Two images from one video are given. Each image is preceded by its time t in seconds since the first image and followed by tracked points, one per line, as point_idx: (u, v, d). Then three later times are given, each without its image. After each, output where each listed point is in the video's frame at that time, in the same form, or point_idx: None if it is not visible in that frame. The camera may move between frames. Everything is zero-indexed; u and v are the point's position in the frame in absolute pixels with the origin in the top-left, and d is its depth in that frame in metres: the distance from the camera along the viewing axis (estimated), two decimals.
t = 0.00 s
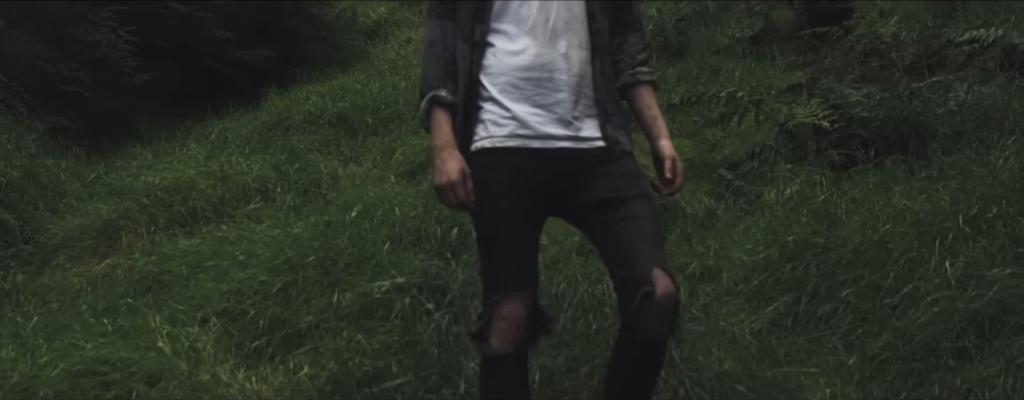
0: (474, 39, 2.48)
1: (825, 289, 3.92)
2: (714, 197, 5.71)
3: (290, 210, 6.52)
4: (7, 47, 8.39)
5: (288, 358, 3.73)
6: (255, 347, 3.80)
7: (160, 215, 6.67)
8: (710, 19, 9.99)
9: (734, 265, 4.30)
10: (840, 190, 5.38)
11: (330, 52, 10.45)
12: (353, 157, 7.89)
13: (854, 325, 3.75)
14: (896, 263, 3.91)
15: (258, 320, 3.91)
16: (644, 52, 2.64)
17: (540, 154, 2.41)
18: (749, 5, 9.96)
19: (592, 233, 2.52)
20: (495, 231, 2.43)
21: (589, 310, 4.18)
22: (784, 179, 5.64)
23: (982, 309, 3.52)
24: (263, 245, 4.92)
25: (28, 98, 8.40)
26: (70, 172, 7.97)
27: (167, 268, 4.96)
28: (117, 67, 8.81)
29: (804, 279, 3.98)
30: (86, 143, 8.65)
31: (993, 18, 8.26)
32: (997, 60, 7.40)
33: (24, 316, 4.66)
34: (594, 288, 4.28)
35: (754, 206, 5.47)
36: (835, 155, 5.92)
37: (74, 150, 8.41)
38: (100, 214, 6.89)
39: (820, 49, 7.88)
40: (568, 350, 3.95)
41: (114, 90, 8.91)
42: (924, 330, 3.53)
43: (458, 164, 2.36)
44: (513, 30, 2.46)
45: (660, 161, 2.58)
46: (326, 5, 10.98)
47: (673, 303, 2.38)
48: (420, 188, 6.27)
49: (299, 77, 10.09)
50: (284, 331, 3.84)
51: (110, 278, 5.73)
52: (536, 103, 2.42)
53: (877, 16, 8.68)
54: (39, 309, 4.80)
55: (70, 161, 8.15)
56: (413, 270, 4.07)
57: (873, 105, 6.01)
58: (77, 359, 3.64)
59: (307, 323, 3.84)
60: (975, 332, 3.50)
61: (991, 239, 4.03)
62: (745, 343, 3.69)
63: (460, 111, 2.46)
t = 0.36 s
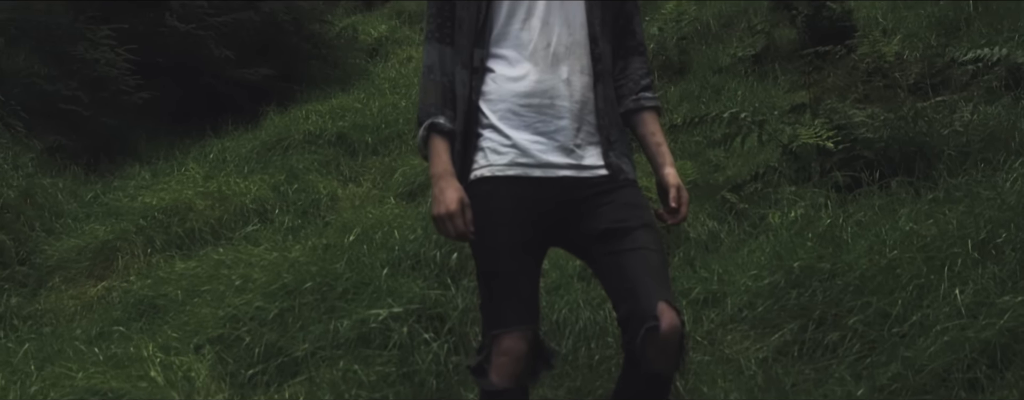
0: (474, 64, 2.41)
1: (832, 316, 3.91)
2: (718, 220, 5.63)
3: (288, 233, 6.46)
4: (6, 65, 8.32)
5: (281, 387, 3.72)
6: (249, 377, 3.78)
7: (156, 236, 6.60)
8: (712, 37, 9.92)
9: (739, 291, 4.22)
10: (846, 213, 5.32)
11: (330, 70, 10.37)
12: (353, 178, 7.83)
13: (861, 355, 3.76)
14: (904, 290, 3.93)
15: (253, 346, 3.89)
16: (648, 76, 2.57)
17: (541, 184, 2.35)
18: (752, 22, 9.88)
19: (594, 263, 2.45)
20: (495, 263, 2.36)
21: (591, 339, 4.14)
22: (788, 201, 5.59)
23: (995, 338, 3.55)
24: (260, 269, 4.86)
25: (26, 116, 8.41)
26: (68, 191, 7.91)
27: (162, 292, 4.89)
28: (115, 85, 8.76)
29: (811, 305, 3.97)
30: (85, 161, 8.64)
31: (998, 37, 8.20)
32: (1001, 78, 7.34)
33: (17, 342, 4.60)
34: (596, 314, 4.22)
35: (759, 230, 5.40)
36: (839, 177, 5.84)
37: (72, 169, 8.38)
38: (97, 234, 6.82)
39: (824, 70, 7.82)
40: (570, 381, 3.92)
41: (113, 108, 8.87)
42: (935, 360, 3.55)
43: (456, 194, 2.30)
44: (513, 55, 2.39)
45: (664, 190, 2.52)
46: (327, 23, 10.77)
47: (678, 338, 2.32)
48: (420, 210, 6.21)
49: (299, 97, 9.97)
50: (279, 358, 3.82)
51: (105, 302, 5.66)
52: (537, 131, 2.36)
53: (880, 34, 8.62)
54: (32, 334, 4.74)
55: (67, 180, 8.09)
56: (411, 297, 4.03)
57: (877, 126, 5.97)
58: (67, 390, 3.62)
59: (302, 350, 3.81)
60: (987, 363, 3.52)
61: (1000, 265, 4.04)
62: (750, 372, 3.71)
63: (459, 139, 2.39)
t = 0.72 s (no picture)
0: (472, 93, 2.34)
1: (838, 347, 3.93)
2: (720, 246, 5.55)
3: (286, 258, 6.38)
4: (5, 84, 8.08)
5: None
6: None
7: (153, 259, 6.53)
8: (713, 58, 9.85)
9: (743, 319, 4.19)
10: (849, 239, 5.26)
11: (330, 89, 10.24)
12: (352, 199, 7.76)
13: (869, 387, 3.79)
14: (912, 320, 3.94)
15: (248, 377, 3.98)
16: (651, 105, 2.50)
17: (542, 217, 2.28)
18: (753, 42, 9.80)
19: (597, 299, 2.38)
20: (494, 300, 2.29)
21: (592, 370, 4.10)
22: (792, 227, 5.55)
23: (1005, 371, 3.62)
24: (255, 295, 4.79)
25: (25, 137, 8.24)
26: (65, 212, 7.79)
27: (155, 318, 4.81)
28: (114, 105, 8.62)
29: (817, 335, 3.97)
30: (83, 182, 8.50)
31: (1001, 58, 8.14)
32: (1006, 101, 7.31)
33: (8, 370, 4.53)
34: (597, 343, 4.18)
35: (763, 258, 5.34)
36: (845, 200, 5.77)
37: (70, 190, 8.22)
38: (92, 257, 6.73)
39: (827, 92, 7.75)
40: None
41: (111, 128, 8.74)
42: (945, 393, 3.63)
43: (454, 228, 2.23)
44: (513, 84, 2.33)
45: (668, 223, 2.45)
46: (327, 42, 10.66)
47: (684, 376, 2.24)
48: (418, 234, 6.15)
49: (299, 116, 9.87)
50: (273, 387, 3.93)
51: (100, 327, 5.59)
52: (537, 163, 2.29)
53: (882, 55, 8.57)
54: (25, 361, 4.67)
55: (64, 201, 7.97)
56: (409, 326, 4.09)
57: (882, 149, 5.87)
58: None
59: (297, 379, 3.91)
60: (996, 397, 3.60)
61: (1009, 293, 4.03)
62: None
63: (457, 171, 2.33)
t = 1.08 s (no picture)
0: (470, 127, 2.28)
1: (843, 381, 3.92)
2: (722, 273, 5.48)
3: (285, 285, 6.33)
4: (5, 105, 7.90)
5: None
6: None
7: (149, 284, 6.45)
8: (715, 80, 9.79)
9: (747, 350, 4.14)
10: (853, 268, 5.23)
11: (329, 112, 10.19)
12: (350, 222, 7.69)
13: None
14: (920, 354, 3.92)
15: None
16: (654, 138, 2.44)
17: (542, 254, 2.22)
18: (755, 65, 9.73)
19: (598, 339, 2.33)
20: (493, 339, 2.24)
21: None
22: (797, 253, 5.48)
23: None
24: (251, 324, 4.72)
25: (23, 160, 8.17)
26: (62, 235, 7.70)
27: (149, 347, 4.74)
28: (112, 127, 8.46)
29: (823, 366, 3.97)
30: (81, 204, 8.44)
31: (1005, 83, 8.08)
32: (1012, 125, 7.29)
33: None
34: (598, 374, 4.12)
35: (767, 286, 5.27)
36: (849, 227, 5.70)
37: (66, 211, 8.16)
38: (88, 281, 6.67)
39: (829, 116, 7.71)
40: None
41: (110, 150, 8.61)
42: None
43: (452, 266, 2.18)
44: (512, 117, 2.26)
45: (672, 260, 2.39)
46: (327, 65, 10.48)
47: None
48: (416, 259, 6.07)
49: (298, 137, 9.83)
50: None
51: (94, 356, 5.51)
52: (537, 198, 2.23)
53: (885, 79, 8.51)
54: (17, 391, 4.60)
55: (61, 223, 7.88)
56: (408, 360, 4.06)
57: (887, 175, 5.75)
58: None
59: None
60: None
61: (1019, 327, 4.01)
62: None
63: (454, 206, 2.26)
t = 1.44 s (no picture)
0: (469, 165, 2.24)
1: None
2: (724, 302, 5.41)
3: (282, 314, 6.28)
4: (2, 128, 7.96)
5: None
6: None
7: (145, 310, 6.37)
8: (717, 104, 9.73)
9: (752, 382, 4.12)
10: (857, 299, 5.21)
11: (328, 135, 10.06)
12: (350, 247, 7.62)
13: None
14: (928, 389, 3.93)
15: None
16: (659, 175, 2.38)
17: (542, 296, 2.16)
18: (757, 89, 9.68)
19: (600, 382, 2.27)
20: (492, 383, 2.19)
21: None
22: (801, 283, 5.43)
23: None
24: (246, 355, 4.67)
25: (21, 184, 8.19)
26: (58, 260, 7.61)
27: (143, 377, 4.66)
28: (111, 151, 8.36)
29: None
30: (78, 228, 8.38)
31: (1009, 108, 8.03)
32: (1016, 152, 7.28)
33: None
34: None
35: (770, 316, 5.21)
36: (853, 255, 5.60)
37: (64, 235, 8.11)
38: (83, 306, 6.57)
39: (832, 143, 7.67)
40: None
41: (109, 174, 8.52)
42: None
43: (449, 307, 2.13)
44: (512, 154, 2.22)
45: (676, 302, 2.33)
46: (328, 86, 10.22)
47: None
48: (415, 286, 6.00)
49: (298, 161, 9.70)
50: None
51: (89, 385, 5.45)
52: (537, 238, 2.18)
53: (888, 104, 8.47)
54: None
55: (57, 248, 7.81)
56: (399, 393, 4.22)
57: (891, 202, 5.70)
58: None
59: None
60: None
61: None
62: None
63: (452, 246, 2.21)
